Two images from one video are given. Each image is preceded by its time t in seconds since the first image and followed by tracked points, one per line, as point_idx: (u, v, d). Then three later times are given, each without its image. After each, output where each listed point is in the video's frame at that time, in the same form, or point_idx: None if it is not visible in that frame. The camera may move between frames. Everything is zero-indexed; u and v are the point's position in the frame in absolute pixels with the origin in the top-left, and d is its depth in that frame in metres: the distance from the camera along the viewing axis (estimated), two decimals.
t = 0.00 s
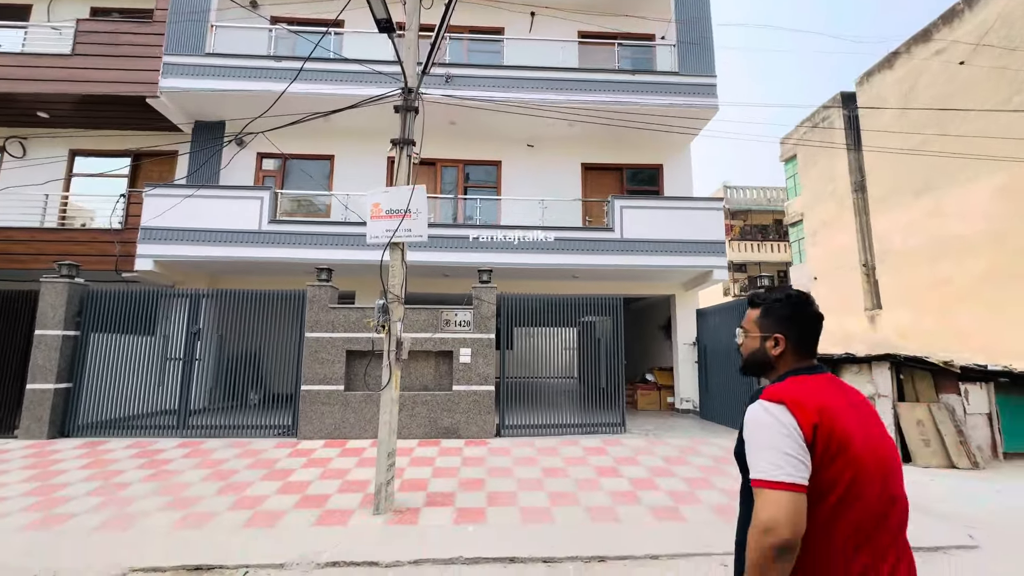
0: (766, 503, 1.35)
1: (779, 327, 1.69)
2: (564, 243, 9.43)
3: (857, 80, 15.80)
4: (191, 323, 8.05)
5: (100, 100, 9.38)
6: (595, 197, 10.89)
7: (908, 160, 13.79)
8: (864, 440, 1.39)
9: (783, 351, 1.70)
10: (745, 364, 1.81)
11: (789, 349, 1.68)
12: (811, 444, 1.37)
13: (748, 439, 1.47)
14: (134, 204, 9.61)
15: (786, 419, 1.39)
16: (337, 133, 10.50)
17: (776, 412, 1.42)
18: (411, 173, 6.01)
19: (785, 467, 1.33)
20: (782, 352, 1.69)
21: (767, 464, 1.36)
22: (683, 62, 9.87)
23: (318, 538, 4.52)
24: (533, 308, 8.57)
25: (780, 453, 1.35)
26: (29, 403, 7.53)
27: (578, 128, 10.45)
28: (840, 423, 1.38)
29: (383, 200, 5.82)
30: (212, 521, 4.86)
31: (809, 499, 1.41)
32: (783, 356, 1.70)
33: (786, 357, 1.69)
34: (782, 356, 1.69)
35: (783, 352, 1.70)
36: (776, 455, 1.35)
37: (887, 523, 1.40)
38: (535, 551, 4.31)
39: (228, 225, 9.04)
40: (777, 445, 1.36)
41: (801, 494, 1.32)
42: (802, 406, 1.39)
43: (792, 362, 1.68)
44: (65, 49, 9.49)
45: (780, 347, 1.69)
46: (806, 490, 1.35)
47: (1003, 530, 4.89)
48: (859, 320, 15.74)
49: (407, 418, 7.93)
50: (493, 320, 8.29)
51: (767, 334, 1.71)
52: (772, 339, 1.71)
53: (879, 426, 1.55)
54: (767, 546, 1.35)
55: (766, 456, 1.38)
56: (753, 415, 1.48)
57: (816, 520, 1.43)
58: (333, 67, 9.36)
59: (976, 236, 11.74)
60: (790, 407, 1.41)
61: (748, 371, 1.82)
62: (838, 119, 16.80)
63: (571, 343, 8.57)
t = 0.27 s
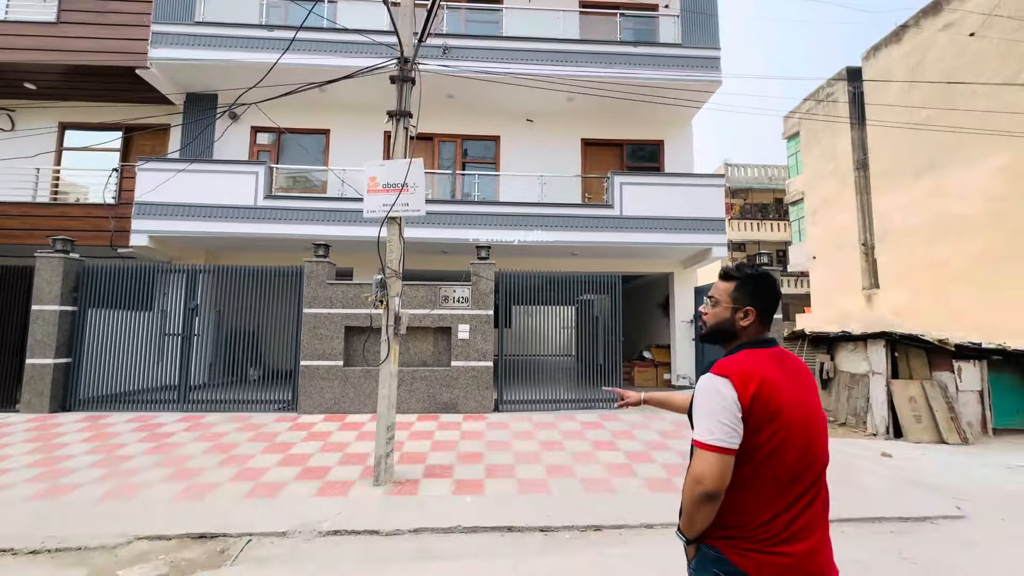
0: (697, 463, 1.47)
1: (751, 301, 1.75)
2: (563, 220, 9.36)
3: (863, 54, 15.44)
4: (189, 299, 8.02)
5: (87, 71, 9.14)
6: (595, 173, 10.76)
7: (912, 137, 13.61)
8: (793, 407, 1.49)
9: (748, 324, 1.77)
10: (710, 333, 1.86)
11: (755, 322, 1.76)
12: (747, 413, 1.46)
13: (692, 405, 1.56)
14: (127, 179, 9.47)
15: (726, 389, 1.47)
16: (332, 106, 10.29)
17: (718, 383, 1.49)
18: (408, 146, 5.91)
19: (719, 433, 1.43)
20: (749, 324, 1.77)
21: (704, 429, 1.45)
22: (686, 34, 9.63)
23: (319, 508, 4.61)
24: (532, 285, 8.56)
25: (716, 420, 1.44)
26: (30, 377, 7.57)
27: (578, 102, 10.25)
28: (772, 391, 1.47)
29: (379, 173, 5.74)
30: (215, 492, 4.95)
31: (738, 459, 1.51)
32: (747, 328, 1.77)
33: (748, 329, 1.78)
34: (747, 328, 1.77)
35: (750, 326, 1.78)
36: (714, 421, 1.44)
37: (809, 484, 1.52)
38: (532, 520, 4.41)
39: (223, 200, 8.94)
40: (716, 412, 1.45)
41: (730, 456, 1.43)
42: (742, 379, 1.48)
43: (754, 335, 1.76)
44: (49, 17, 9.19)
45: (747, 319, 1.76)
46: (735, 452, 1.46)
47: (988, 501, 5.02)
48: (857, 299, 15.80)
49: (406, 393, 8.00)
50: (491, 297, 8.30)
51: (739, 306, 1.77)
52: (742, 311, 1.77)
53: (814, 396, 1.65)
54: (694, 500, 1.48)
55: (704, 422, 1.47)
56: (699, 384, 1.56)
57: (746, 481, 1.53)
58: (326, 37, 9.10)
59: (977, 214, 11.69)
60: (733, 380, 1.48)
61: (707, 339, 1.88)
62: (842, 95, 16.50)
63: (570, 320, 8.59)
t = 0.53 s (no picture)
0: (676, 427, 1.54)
1: (733, 275, 1.79)
2: (564, 202, 9.29)
3: (871, 33, 15.13)
4: (187, 280, 8.00)
5: (78, 48, 8.95)
6: (595, 154, 10.65)
7: (917, 118, 13.42)
8: (765, 373, 1.58)
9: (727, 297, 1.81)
10: (688, 303, 1.87)
11: (735, 295, 1.81)
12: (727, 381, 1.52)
13: (676, 372, 1.59)
14: (122, 159, 9.35)
15: (711, 358, 1.51)
16: (328, 84, 10.10)
17: (703, 352, 1.53)
18: (406, 125, 5.83)
19: (701, 401, 1.49)
20: (729, 297, 1.80)
21: (690, 396, 1.50)
22: (690, 11, 9.42)
23: (320, 485, 4.67)
24: (532, 267, 8.53)
25: (699, 388, 1.49)
26: (30, 358, 7.59)
27: (580, 81, 10.07)
28: (749, 359, 1.55)
29: (377, 152, 5.66)
30: (217, 470, 5.00)
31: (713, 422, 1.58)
32: (726, 301, 1.81)
33: (727, 302, 1.81)
34: (727, 300, 1.80)
35: (730, 299, 1.81)
36: (700, 389, 1.49)
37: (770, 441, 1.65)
38: (531, 497, 4.47)
39: (220, 181, 8.84)
40: (701, 380, 1.50)
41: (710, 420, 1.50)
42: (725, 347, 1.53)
43: (732, 307, 1.80)
44: None
45: (728, 292, 1.79)
46: (714, 417, 1.53)
47: (981, 479, 5.09)
48: (856, 282, 15.81)
49: (406, 373, 8.05)
50: (491, 279, 8.29)
51: (723, 279, 1.80)
52: (723, 285, 1.80)
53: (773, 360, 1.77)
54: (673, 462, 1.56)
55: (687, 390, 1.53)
56: (684, 353, 1.58)
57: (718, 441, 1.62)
58: (322, 12, 8.89)
59: (980, 197, 11.61)
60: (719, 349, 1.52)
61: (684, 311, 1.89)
62: (847, 75, 16.22)
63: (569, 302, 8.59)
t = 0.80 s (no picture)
0: (696, 402, 1.70)
1: (717, 255, 1.98)
2: (565, 183, 9.20)
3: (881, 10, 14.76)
4: (188, 262, 7.99)
5: (71, 25, 8.78)
6: (597, 135, 10.50)
7: (926, 99, 13.18)
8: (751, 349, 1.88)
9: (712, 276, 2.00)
10: (677, 282, 2.04)
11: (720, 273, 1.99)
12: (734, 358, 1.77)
13: (692, 353, 1.75)
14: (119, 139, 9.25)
15: (726, 340, 1.73)
16: (327, 63, 9.94)
17: (717, 332, 1.74)
18: (405, 103, 5.73)
19: (719, 377, 1.69)
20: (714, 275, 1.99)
21: (712, 373, 1.69)
22: None
23: (323, 463, 4.74)
24: (533, 249, 8.48)
25: (717, 365, 1.70)
26: (33, 338, 7.63)
27: (582, 59, 9.87)
28: (745, 339, 1.82)
29: (376, 131, 5.59)
30: (222, 448, 5.07)
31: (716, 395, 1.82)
32: (712, 279, 1.99)
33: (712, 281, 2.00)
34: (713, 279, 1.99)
35: (715, 278, 2.00)
36: (720, 367, 1.70)
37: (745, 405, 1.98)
38: (532, 476, 4.53)
39: (218, 162, 8.76)
40: (720, 359, 1.71)
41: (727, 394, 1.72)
42: (731, 329, 1.77)
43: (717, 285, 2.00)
44: None
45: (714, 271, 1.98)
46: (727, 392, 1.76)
47: (977, 459, 5.14)
48: (858, 265, 15.75)
49: (407, 355, 8.08)
50: (492, 261, 8.26)
51: (707, 259, 1.98)
52: (708, 265, 1.98)
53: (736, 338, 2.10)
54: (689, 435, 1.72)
55: (706, 366, 1.71)
56: (699, 336, 1.75)
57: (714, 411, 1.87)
58: None
59: (986, 180, 11.48)
60: (730, 331, 1.75)
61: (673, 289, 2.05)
62: (855, 53, 15.89)
63: (570, 285, 8.58)
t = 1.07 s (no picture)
0: (717, 378, 1.77)
1: (712, 244, 2.02)
2: (569, 169, 9.13)
3: None
4: (193, 248, 8.02)
5: (70, 9, 8.70)
6: (602, 119, 10.38)
7: (939, 81, 12.90)
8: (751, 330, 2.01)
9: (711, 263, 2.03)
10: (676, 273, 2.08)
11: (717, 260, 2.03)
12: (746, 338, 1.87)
13: (712, 334, 1.81)
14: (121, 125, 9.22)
15: (742, 322, 1.83)
16: (328, 47, 9.82)
17: (735, 316, 1.82)
18: (407, 86, 5.66)
19: (737, 356, 1.78)
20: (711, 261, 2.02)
21: (732, 353, 1.77)
22: None
23: (329, 446, 4.79)
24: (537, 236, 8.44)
25: (736, 346, 1.79)
26: (42, 324, 7.71)
27: (587, 41, 9.70)
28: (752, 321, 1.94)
29: (378, 115, 5.54)
30: (230, 432, 5.14)
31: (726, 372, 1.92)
32: (710, 266, 2.03)
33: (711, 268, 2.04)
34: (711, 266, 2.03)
35: (712, 265, 2.04)
36: (740, 347, 1.78)
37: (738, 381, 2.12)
38: (535, 459, 4.58)
39: (221, 147, 8.72)
40: (739, 340, 1.79)
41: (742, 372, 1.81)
42: (745, 313, 1.87)
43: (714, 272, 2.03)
44: None
45: (711, 258, 2.02)
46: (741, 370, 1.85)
47: (981, 445, 5.14)
48: (865, 252, 15.61)
49: (412, 341, 8.12)
50: (495, 247, 8.24)
51: (702, 248, 2.02)
52: (703, 253, 2.03)
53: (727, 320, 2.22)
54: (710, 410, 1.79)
55: (725, 347, 1.79)
56: (719, 318, 1.82)
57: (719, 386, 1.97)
58: None
59: (998, 165, 11.29)
60: (743, 313, 1.85)
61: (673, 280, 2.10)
62: (867, 35, 15.52)
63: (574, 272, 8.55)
